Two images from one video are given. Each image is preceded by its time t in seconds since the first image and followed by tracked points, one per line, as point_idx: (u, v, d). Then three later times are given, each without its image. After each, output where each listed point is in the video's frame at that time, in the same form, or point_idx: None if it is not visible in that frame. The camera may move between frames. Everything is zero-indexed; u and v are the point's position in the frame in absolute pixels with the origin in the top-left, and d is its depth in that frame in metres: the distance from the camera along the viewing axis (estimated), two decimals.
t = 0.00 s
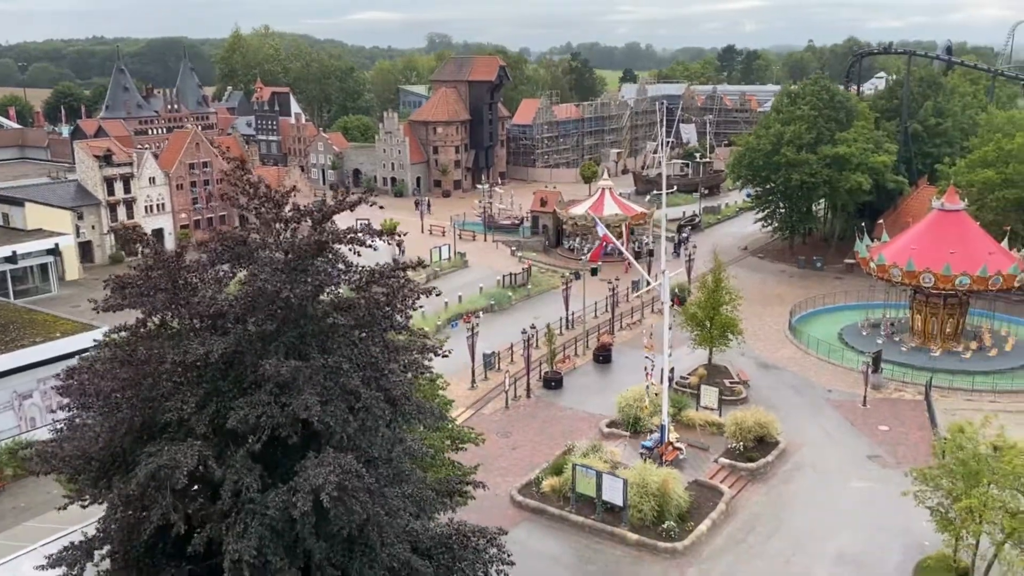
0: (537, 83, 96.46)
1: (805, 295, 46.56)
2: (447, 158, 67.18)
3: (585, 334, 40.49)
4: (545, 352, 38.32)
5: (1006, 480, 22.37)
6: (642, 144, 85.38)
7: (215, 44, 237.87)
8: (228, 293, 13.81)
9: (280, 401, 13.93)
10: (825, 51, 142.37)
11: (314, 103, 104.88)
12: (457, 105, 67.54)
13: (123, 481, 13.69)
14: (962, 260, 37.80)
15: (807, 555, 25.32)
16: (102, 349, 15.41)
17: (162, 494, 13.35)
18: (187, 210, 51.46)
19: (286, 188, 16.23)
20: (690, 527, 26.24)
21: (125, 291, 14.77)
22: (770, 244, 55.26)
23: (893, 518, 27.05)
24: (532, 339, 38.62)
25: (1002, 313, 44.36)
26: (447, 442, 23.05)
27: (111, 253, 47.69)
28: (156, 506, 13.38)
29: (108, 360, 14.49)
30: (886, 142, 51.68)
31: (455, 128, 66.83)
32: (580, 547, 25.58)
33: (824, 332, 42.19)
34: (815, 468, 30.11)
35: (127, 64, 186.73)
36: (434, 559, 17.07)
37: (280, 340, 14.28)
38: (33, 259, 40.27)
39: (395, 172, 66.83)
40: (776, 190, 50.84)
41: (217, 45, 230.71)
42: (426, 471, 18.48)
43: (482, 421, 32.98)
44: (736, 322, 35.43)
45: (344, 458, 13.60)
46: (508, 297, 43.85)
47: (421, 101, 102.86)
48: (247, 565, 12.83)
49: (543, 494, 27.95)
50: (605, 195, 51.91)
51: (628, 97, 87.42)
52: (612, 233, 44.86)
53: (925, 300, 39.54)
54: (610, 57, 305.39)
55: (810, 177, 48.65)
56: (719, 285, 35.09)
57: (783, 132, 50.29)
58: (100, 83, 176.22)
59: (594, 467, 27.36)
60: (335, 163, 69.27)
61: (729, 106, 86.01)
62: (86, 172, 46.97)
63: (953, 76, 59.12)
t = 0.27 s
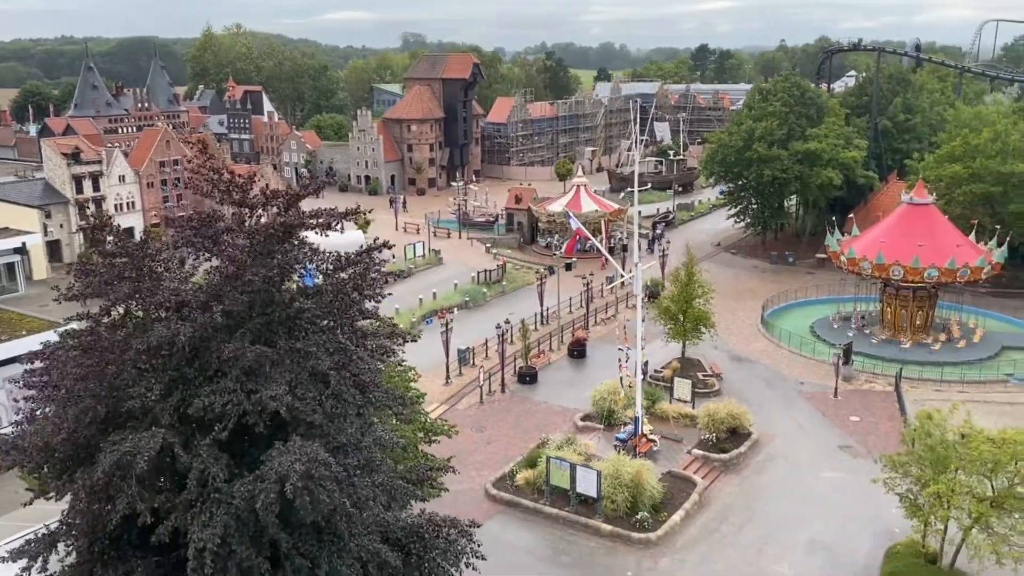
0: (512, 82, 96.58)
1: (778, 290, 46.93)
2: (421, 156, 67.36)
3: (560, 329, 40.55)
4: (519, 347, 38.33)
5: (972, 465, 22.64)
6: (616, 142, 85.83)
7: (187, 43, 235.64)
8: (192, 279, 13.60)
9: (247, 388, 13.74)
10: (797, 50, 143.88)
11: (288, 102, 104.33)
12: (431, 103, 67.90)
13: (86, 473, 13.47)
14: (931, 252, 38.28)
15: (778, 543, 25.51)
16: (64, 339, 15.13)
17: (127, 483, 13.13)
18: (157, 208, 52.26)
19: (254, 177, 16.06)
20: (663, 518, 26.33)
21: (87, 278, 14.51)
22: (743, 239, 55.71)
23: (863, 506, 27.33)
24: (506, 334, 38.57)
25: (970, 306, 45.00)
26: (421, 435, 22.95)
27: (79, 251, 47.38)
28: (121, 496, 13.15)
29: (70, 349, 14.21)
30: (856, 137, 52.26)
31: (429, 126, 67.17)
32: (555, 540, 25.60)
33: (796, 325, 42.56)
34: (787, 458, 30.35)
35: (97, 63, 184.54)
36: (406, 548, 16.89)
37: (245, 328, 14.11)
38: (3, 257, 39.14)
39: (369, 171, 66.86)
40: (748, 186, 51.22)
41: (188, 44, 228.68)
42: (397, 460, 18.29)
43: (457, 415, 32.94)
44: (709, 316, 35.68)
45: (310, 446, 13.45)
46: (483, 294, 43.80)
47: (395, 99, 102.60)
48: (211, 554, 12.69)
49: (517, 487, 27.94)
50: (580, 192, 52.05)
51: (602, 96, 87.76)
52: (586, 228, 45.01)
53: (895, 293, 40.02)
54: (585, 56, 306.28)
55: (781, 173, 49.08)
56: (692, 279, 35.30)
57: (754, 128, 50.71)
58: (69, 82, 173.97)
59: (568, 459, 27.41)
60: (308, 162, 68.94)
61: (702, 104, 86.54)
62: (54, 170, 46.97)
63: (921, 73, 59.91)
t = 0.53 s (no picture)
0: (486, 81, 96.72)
1: (751, 284, 47.28)
2: (395, 154, 68.00)
3: (534, 324, 40.57)
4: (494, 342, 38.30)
5: (940, 451, 22.91)
6: (590, 141, 86.28)
7: (158, 43, 233.25)
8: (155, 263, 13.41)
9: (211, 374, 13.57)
10: (769, 50, 145.58)
11: (260, 101, 103.70)
12: (405, 101, 68.81)
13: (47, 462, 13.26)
14: (900, 245, 38.76)
15: (750, 532, 25.68)
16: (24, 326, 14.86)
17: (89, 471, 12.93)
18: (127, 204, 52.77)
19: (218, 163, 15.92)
20: (637, 508, 26.42)
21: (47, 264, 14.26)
22: (716, 235, 56.11)
23: (834, 495, 27.58)
24: (481, 330, 38.54)
25: (939, 299, 45.61)
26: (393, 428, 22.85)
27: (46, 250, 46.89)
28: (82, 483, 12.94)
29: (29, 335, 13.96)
30: (827, 133, 52.83)
31: (403, 124, 68.04)
32: (529, 532, 25.60)
33: (768, 319, 42.92)
34: (760, 449, 30.56)
35: (66, 63, 182.29)
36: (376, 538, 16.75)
37: (209, 315, 13.92)
38: None
39: (342, 168, 67.38)
40: (721, 182, 51.59)
41: (159, 43, 226.48)
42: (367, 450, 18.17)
43: (431, 410, 32.86)
44: (682, 309, 35.90)
45: (276, 434, 13.28)
46: (458, 290, 43.71)
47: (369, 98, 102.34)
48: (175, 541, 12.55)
49: (491, 480, 27.91)
50: (556, 188, 51.76)
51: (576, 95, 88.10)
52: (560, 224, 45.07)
53: (865, 286, 40.47)
54: (560, 56, 307.22)
55: (753, 169, 49.49)
56: (665, 272, 35.50)
57: (726, 124, 51.10)
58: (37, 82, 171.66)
59: (542, 452, 27.43)
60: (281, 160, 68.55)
61: (675, 102, 87.04)
62: (21, 168, 46.79)
63: (890, 70, 60.68)
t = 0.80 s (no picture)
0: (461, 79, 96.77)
1: (724, 280, 47.59)
2: (369, 152, 68.52)
3: (508, 320, 40.54)
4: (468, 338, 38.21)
5: (909, 438, 23.13)
6: (565, 139, 86.63)
7: (128, 42, 230.75)
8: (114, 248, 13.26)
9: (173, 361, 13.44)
10: (741, 50, 147.12)
11: (232, 99, 102.99)
12: (378, 99, 69.29)
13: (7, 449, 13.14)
14: (869, 238, 39.18)
15: (723, 522, 25.83)
16: None
17: (49, 458, 12.83)
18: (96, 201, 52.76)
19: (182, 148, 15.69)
20: (611, 500, 26.50)
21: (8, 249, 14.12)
22: (690, 232, 56.43)
23: (806, 484, 27.81)
24: (454, 326, 38.45)
25: (908, 292, 46.18)
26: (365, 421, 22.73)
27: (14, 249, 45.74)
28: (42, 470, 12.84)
29: None
30: (798, 130, 53.34)
31: (377, 122, 68.56)
32: (503, 525, 25.57)
33: (741, 313, 43.22)
34: (733, 440, 30.75)
35: (34, 62, 179.89)
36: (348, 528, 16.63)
37: (171, 301, 13.75)
38: None
39: (316, 167, 67.66)
40: (694, 178, 51.87)
41: (129, 43, 223.98)
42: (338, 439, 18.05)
43: (406, 406, 32.72)
44: (656, 303, 36.10)
45: (239, 419, 13.14)
46: (432, 287, 43.53)
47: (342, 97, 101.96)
48: (136, 528, 12.49)
49: (465, 474, 27.84)
50: (532, 185, 51.98)
51: (551, 93, 88.32)
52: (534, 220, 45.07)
53: (836, 279, 40.87)
54: (536, 57, 307.92)
55: (725, 165, 49.89)
56: (638, 267, 35.66)
57: (699, 121, 51.40)
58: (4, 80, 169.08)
59: (515, 444, 27.41)
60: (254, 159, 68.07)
61: (650, 101, 87.50)
62: None
63: (860, 67, 61.34)
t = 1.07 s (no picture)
0: (435, 78, 96.72)
1: (698, 275, 47.85)
2: (343, 150, 68.86)
3: (483, 315, 40.50)
4: (442, 334, 38.10)
5: (878, 425, 23.34)
6: (539, 138, 86.92)
7: (97, 42, 227.86)
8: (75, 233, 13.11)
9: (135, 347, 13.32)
10: (713, 49, 148.39)
11: (204, 99, 102.04)
12: (352, 96, 69.48)
13: None
14: (839, 232, 39.57)
15: (697, 512, 25.95)
16: None
17: (9, 445, 12.70)
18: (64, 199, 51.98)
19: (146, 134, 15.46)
20: (585, 492, 26.54)
21: None
22: (663, 228, 56.74)
23: (778, 474, 28.03)
24: (429, 322, 38.34)
25: (878, 286, 46.72)
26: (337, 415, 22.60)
27: None
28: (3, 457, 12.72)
29: None
30: (769, 126, 53.77)
31: (350, 120, 68.74)
32: (477, 518, 25.51)
33: (715, 307, 43.48)
34: (706, 432, 30.92)
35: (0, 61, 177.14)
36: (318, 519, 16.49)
37: (133, 287, 13.59)
38: None
39: (289, 165, 67.62)
40: (668, 174, 52.12)
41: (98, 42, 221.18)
42: (308, 430, 17.91)
43: (380, 402, 32.56)
44: (629, 297, 36.25)
45: (203, 406, 13.00)
46: (406, 284, 43.37)
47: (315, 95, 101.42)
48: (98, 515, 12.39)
49: (439, 469, 27.74)
50: (507, 182, 52.22)
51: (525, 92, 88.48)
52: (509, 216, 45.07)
53: (808, 273, 41.26)
54: (511, 57, 308.33)
55: (698, 161, 50.25)
56: (612, 261, 35.78)
57: (672, 117, 51.66)
58: None
59: (489, 438, 27.37)
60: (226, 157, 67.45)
61: (624, 100, 87.91)
62: None
63: (830, 65, 61.99)
